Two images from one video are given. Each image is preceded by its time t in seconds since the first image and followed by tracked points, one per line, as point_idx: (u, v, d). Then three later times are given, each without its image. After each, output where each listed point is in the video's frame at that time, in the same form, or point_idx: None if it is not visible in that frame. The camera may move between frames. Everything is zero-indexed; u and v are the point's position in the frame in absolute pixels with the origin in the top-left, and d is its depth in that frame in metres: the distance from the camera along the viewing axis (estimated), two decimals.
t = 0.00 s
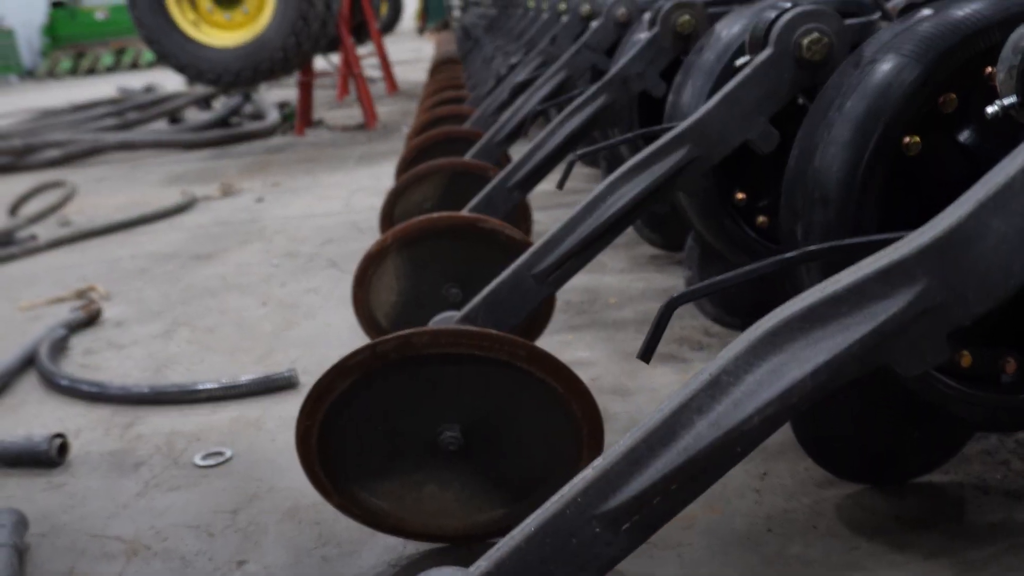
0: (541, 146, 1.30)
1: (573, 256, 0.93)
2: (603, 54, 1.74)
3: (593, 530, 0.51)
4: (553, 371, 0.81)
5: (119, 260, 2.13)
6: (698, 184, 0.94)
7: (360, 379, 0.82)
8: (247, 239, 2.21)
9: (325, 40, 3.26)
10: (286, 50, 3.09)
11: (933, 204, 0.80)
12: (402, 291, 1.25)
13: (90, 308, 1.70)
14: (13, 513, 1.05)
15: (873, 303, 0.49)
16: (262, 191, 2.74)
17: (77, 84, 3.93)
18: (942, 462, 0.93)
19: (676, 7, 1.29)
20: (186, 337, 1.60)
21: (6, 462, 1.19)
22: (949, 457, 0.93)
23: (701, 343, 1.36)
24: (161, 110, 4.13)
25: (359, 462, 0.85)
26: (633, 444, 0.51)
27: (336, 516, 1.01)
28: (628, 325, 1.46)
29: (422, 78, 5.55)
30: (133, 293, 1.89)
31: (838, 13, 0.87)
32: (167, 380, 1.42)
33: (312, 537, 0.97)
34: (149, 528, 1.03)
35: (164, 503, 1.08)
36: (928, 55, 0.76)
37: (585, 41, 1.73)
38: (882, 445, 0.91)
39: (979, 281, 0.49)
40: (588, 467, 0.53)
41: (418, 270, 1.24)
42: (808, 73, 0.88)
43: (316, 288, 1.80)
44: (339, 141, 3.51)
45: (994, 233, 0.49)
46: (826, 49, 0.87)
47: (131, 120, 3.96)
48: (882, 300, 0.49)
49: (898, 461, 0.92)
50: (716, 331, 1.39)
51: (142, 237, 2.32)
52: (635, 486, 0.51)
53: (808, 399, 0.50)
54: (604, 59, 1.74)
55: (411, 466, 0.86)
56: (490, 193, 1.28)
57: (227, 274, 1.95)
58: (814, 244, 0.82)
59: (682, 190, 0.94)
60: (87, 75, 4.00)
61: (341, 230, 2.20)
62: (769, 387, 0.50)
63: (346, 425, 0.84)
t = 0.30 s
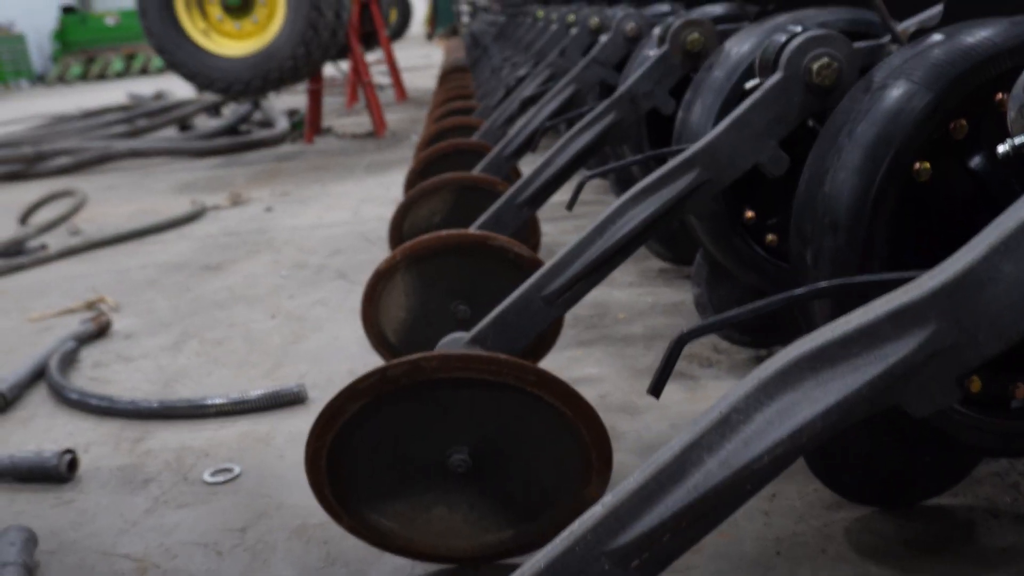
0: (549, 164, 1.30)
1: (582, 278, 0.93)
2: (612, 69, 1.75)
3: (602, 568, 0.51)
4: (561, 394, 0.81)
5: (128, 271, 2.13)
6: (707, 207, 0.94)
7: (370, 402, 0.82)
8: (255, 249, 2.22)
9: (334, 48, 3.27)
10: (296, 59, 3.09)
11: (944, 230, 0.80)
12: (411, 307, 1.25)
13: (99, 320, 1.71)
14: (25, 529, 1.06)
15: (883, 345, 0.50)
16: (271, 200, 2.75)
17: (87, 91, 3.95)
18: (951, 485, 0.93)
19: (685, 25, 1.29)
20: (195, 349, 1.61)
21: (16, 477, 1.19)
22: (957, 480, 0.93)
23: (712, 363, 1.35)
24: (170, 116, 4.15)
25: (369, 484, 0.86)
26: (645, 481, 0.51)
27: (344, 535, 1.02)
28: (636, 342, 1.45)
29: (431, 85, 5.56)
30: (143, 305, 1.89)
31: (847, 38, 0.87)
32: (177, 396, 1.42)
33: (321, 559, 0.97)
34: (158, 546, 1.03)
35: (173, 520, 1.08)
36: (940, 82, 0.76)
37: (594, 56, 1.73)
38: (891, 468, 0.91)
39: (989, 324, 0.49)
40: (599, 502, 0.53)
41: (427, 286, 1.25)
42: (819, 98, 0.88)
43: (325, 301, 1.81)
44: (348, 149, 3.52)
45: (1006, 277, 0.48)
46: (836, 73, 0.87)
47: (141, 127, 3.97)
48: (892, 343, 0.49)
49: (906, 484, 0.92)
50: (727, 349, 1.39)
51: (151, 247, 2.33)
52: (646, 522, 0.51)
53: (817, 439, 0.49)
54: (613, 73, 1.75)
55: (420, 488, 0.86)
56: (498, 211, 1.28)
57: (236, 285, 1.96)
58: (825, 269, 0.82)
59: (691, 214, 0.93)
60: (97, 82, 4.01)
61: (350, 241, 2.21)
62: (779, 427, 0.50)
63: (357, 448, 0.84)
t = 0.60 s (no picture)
0: (553, 180, 1.30)
1: (586, 297, 0.93)
2: (617, 83, 1.75)
3: None
4: (565, 415, 0.81)
5: (133, 281, 2.14)
6: (713, 228, 0.94)
7: (375, 421, 0.82)
8: (260, 260, 2.23)
9: (341, 58, 3.28)
10: (302, 69, 3.10)
11: (948, 253, 0.80)
12: (415, 322, 1.25)
13: (104, 331, 1.71)
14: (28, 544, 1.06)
15: (884, 380, 0.50)
16: (276, 210, 2.76)
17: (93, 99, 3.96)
18: (955, 507, 0.92)
19: (689, 42, 1.30)
20: (199, 361, 1.62)
21: (20, 491, 1.19)
22: (961, 502, 0.92)
23: (717, 379, 1.35)
24: (177, 124, 4.16)
25: (372, 503, 0.86)
26: (647, 511, 0.51)
27: (347, 551, 1.02)
28: (640, 357, 1.46)
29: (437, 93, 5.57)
30: (147, 315, 1.90)
31: (851, 61, 0.87)
32: (182, 408, 1.43)
33: None
34: (161, 562, 1.03)
35: (176, 535, 1.08)
36: (944, 106, 0.76)
37: (599, 70, 1.74)
38: (895, 490, 0.91)
39: (992, 360, 0.49)
40: (601, 532, 0.53)
41: (432, 301, 1.25)
42: (823, 120, 0.88)
43: (329, 312, 1.81)
44: (353, 158, 3.53)
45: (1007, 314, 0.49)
46: (841, 95, 0.87)
47: (147, 136, 3.99)
48: (894, 377, 0.50)
49: (909, 505, 0.92)
50: (730, 365, 1.39)
51: (157, 257, 2.34)
52: (648, 552, 0.51)
53: (821, 472, 0.49)
54: (618, 87, 1.75)
55: (422, 508, 0.86)
56: (502, 226, 1.28)
57: (241, 296, 1.96)
58: (828, 292, 0.82)
59: (696, 234, 0.93)
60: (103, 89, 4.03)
61: (354, 252, 2.21)
62: (783, 460, 0.50)
63: (361, 467, 0.84)
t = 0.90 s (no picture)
0: (554, 198, 1.30)
1: (585, 321, 0.93)
2: (618, 99, 1.76)
3: None
4: (563, 441, 0.81)
5: (134, 294, 2.14)
6: (712, 252, 0.93)
7: (374, 447, 0.82)
8: (261, 272, 2.23)
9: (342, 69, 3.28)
10: (304, 79, 3.11)
11: (946, 281, 0.81)
12: (415, 339, 1.25)
13: (104, 345, 1.72)
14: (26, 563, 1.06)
15: (881, 422, 0.50)
16: (277, 221, 2.76)
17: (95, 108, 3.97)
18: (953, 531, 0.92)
19: (689, 62, 1.30)
20: (200, 376, 1.62)
21: (20, 508, 1.19)
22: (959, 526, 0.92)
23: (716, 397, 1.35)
24: (178, 132, 4.16)
25: (372, 526, 0.86)
26: (643, 549, 0.51)
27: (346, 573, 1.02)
28: (640, 374, 1.46)
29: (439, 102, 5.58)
30: (148, 328, 1.90)
31: (850, 87, 0.87)
32: (182, 424, 1.43)
33: None
34: None
35: (176, 554, 1.08)
36: (941, 135, 0.77)
37: (599, 86, 1.74)
38: (893, 514, 0.91)
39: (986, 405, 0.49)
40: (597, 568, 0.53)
41: (432, 319, 1.25)
42: (822, 146, 0.88)
43: (329, 326, 1.81)
44: (355, 168, 3.54)
45: (1002, 360, 0.49)
46: (839, 121, 0.87)
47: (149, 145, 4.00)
48: (890, 420, 0.50)
49: (907, 529, 0.92)
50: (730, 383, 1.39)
51: (158, 269, 2.34)
52: None
53: (816, 513, 0.49)
54: (619, 104, 1.76)
55: (421, 531, 0.86)
56: (502, 244, 1.29)
57: (242, 309, 1.97)
58: (826, 320, 0.82)
59: (695, 259, 0.93)
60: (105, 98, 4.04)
61: (355, 265, 2.21)
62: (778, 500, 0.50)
63: (360, 491, 0.85)
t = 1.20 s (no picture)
0: (553, 221, 1.31)
1: (584, 348, 0.93)
2: (617, 118, 1.76)
3: None
4: (565, 470, 0.82)
5: (136, 309, 2.15)
6: (711, 279, 0.94)
7: (376, 475, 0.83)
8: (262, 287, 2.24)
9: (343, 82, 3.30)
10: (305, 93, 3.13)
11: (942, 310, 0.81)
12: (416, 361, 1.26)
13: (104, 363, 1.72)
14: None
15: (879, 467, 0.50)
16: (277, 235, 2.77)
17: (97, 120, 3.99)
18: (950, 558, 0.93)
19: (688, 85, 1.30)
20: (201, 394, 1.62)
21: (22, 530, 1.20)
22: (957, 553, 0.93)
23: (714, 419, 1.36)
24: (179, 144, 4.17)
25: (372, 551, 0.86)
26: None
27: None
28: (640, 393, 1.46)
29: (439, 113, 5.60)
30: (149, 345, 1.91)
31: (847, 116, 0.88)
32: (183, 444, 1.43)
33: None
34: None
35: None
36: (939, 166, 0.77)
37: (599, 106, 1.75)
38: (893, 540, 0.92)
39: (981, 450, 0.49)
40: None
41: (432, 340, 1.26)
42: (820, 174, 0.88)
43: (330, 343, 1.82)
44: (356, 181, 3.54)
45: (998, 408, 0.49)
46: (837, 150, 0.87)
47: (150, 156, 4.01)
48: (887, 465, 0.50)
49: (905, 556, 0.92)
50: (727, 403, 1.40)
51: (159, 284, 2.35)
52: None
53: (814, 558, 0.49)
54: (618, 122, 1.77)
55: (421, 558, 0.86)
56: (503, 264, 1.29)
57: (243, 325, 1.97)
58: (824, 349, 0.83)
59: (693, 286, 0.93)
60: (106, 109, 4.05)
61: (355, 280, 2.22)
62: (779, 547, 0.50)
63: (361, 517, 0.85)
